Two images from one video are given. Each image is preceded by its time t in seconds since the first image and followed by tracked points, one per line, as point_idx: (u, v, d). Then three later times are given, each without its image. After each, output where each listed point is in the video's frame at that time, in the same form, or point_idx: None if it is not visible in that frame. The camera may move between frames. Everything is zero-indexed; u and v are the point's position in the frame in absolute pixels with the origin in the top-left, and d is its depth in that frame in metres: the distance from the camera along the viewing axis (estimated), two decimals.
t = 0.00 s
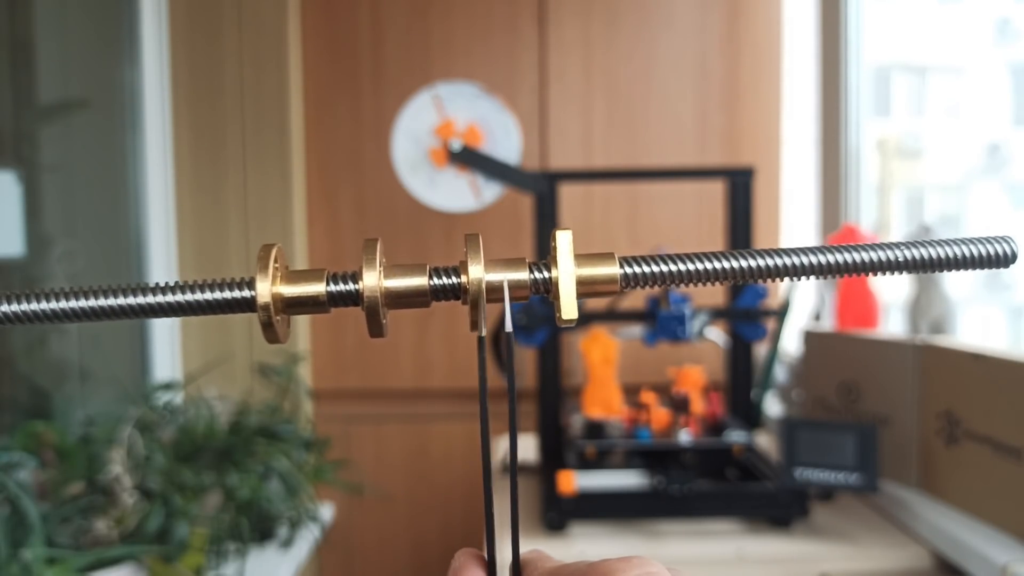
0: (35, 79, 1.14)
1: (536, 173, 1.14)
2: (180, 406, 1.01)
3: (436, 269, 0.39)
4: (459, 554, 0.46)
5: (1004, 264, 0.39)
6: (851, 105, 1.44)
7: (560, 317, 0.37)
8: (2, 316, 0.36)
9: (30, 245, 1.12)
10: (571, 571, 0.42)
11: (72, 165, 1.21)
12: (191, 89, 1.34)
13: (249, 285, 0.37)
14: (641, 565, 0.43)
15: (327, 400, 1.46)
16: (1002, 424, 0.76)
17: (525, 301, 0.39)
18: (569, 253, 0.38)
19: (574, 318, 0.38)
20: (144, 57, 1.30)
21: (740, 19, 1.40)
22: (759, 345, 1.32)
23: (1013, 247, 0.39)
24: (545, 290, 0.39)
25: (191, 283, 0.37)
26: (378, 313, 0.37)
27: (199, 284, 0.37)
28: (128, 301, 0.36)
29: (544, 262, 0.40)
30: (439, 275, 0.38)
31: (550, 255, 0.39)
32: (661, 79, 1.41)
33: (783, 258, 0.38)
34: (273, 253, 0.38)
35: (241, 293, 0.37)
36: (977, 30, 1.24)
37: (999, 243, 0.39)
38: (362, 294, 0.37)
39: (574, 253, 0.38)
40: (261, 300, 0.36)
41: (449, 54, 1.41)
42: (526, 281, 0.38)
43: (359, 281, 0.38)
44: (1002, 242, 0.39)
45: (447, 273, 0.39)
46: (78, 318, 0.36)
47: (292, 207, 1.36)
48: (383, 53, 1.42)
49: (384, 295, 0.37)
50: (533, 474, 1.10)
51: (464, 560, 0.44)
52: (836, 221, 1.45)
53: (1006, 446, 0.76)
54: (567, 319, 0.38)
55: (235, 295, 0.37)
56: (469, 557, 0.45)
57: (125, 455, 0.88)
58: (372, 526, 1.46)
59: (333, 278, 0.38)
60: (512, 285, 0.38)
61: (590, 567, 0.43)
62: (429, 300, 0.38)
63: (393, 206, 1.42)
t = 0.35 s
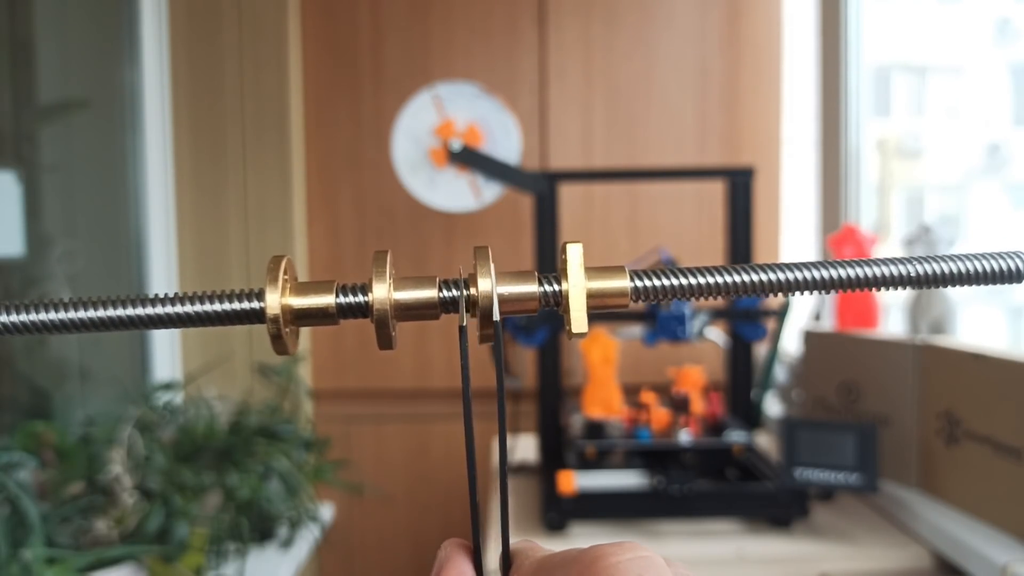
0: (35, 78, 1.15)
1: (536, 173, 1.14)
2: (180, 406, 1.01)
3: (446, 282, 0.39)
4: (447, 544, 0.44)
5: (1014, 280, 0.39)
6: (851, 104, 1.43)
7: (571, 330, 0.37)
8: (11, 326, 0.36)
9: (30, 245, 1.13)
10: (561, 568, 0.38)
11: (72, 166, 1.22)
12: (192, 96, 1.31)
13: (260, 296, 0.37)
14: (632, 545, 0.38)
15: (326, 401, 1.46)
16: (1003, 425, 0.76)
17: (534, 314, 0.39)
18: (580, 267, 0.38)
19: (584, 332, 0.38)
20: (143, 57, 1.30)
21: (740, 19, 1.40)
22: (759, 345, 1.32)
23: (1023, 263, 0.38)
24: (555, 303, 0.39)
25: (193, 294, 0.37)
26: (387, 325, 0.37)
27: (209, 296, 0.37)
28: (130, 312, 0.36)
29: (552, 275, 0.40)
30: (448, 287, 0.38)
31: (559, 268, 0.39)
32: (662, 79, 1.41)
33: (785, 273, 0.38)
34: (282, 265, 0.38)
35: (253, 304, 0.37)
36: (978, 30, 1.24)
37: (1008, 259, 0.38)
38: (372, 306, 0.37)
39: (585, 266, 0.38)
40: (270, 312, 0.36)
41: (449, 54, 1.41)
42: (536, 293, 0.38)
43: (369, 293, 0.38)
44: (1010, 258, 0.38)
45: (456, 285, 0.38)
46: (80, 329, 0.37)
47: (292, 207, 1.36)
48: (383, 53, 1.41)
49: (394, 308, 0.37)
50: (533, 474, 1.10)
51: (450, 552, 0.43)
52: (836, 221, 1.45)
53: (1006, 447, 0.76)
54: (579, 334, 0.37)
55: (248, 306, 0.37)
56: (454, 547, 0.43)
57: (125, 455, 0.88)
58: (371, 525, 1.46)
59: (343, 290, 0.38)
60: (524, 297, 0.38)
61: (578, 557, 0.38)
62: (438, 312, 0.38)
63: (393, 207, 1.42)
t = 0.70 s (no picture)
0: (35, 78, 1.14)
1: (536, 173, 1.14)
2: (180, 406, 1.01)
3: (443, 274, 0.39)
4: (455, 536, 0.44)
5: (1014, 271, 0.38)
6: (851, 104, 1.43)
7: (569, 323, 0.37)
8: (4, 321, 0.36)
9: (30, 245, 1.12)
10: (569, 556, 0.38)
11: (71, 164, 1.21)
12: (192, 94, 1.34)
13: (255, 290, 0.37)
14: (637, 531, 0.39)
15: (326, 400, 1.46)
16: (1003, 424, 0.76)
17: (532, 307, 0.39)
18: (577, 259, 0.38)
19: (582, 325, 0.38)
20: (143, 57, 1.30)
21: (740, 20, 1.40)
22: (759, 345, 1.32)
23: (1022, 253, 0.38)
24: (553, 295, 0.39)
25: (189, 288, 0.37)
26: (383, 318, 0.37)
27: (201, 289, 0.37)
28: (128, 306, 0.36)
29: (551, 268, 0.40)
30: (445, 280, 0.38)
31: (557, 261, 0.39)
32: (661, 79, 1.41)
33: (784, 265, 0.38)
34: (279, 258, 0.38)
35: (248, 298, 0.37)
36: (978, 31, 1.24)
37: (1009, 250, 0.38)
38: (368, 300, 0.37)
39: (582, 259, 0.38)
40: (267, 306, 0.36)
41: (449, 54, 1.41)
42: (533, 286, 0.38)
43: (366, 286, 0.38)
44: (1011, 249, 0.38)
45: (454, 278, 0.39)
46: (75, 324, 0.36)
47: (292, 207, 1.36)
48: (383, 52, 1.41)
49: (390, 301, 0.37)
50: (533, 474, 1.10)
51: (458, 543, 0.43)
52: (836, 221, 1.45)
53: (1006, 447, 0.76)
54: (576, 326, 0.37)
55: (242, 299, 0.37)
56: (462, 540, 0.43)
57: (125, 455, 0.88)
58: (371, 525, 1.46)
59: (340, 284, 0.38)
60: (521, 290, 0.38)
61: (587, 545, 0.39)
62: (435, 305, 0.38)
63: (393, 206, 1.42)
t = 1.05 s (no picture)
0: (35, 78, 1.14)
1: (536, 173, 1.14)
2: (180, 406, 1.01)
3: (448, 286, 0.39)
4: (464, 539, 0.44)
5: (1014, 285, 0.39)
6: (851, 104, 1.44)
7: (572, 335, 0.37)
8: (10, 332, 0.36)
9: (31, 246, 1.13)
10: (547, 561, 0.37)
11: (71, 165, 1.21)
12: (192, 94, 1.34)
13: (263, 301, 0.37)
14: (610, 538, 0.38)
15: (327, 400, 1.46)
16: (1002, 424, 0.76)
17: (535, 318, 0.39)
18: (581, 271, 0.38)
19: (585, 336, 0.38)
20: (143, 57, 1.30)
21: (740, 19, 1.40)
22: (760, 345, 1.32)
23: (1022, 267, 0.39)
24: (556, 307, 0.38)
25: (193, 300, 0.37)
26: (389, 330, 0.37)
27: (205, 301, 0.37)
28: (134, 318, 0.36)
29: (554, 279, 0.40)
30: (451, 292, 0.38)
31: (561, 273, 0.39)
32: (662, 79, 1.41)
33: (787, 278, 0.38)
34: (287, 270, 0.38)
35: (255, 309, 0.37)
36: (978, 31, 1.25)
37: (1010, 263, 0.39)
38: (375, 312, 0.37)
39: (586, 271, 0.38)
40: (275, 317, 0.36)
41: (449, 54, 1.41)
42: (537, 298, 0.38)
43: (373, 299, 0.38)
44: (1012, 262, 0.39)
45: (458, 290, 0.39)
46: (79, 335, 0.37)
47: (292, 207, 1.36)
48: (383, 52, 1.42)
49: (397, 313, 0.37)
50: (533, 474, 1.10)
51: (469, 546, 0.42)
52: (836, 221, 1.45)
53: (1006, 447, 0.75)
54: (579, 338, 0.38)
55: (248, 312, 0.37)
56: (472, 543, 0.43)
57: (125, 455, 0.88)
58: (371, 526, 1.46)
59: (346, 296, 0.38)
60: (525, 302, 0.38)
61: (561, 551, 0.38)
62: (441, 317, 0.38)
63: (393, 206, 1.42)
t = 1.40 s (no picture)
0: (35, 79, 1.16)
1: (536, 173, 1.14)
2: (180, 405, 1.01)
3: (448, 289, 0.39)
4: (466, 544, 0.44)
5: (1008, 290, 0.39)
6: (851, 104, 1.43)
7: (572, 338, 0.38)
8: (12, 332, 0.36)
9: (31, 245, 1.14)
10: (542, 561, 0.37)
11: (71, 164, 1.23)
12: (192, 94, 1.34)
13: (262, 302, 0.37)
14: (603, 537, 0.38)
15: (327, 400, 1.46)
16: (1003, 424, 0.76)
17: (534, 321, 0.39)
18: (580, 275, 0.38)
19: (584, 339, 0.38)
20: (142, 57, 1.29)
21: (740, 19, 1.40)
22: (759, 345, 1.32)
23: (1017, 274, 0.39)
24: (555, 311, 0.39)
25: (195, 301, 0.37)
26: (388, 331, 0.37)
27: (208, 302, 0.37)
28: (133, 318, 0.36)
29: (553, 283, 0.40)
30: (450, 295, 0.38)
31: (560, 276, 0.39)
32: (662, 79, 1.41)
33: (786, 283, 0.38)
34: (287, 272, 0.38)
35: (255, 310, 0.37)
36: (978, 31, 1.24)
37: (1005, 270, 0.39)
38: (375, 314, 0.37)
39: (584, 274, 0.38)
40: (275, 319, 0.36)
41: (450, 54, 1.41)
42: (536, 301, 0.38)
43: (372, 300, 0.38)
44: (1007, 268, 0.39)
45: (458, 293, 0.39)
46: (79, 334, 0.36)
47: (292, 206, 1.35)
48: (383, 52, 1.42)
49: (396, 315, 0.37)
50: (533, 474, 1.10)
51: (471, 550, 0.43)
52: (836, 221, 1.44)
53: (1006, 447, 0.76)
54: (578, 342, 0.38)
55: (248, 312, 0.37)
56: (473, 546, 0.43)
57: (125, 455, 0.88)
58: (371, 525, 1.46)
59: (346, 297, 0.38)
60: (524, 304, 0.38)
61: (555, 551, 0.38)
62: (440, 319, 0.38)
63: (393, 206, 1.42)
